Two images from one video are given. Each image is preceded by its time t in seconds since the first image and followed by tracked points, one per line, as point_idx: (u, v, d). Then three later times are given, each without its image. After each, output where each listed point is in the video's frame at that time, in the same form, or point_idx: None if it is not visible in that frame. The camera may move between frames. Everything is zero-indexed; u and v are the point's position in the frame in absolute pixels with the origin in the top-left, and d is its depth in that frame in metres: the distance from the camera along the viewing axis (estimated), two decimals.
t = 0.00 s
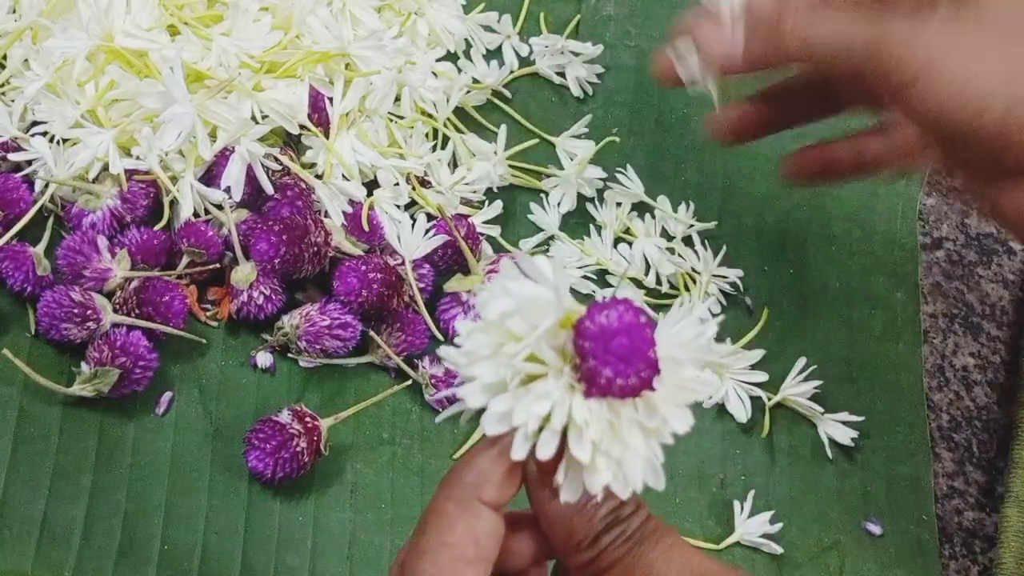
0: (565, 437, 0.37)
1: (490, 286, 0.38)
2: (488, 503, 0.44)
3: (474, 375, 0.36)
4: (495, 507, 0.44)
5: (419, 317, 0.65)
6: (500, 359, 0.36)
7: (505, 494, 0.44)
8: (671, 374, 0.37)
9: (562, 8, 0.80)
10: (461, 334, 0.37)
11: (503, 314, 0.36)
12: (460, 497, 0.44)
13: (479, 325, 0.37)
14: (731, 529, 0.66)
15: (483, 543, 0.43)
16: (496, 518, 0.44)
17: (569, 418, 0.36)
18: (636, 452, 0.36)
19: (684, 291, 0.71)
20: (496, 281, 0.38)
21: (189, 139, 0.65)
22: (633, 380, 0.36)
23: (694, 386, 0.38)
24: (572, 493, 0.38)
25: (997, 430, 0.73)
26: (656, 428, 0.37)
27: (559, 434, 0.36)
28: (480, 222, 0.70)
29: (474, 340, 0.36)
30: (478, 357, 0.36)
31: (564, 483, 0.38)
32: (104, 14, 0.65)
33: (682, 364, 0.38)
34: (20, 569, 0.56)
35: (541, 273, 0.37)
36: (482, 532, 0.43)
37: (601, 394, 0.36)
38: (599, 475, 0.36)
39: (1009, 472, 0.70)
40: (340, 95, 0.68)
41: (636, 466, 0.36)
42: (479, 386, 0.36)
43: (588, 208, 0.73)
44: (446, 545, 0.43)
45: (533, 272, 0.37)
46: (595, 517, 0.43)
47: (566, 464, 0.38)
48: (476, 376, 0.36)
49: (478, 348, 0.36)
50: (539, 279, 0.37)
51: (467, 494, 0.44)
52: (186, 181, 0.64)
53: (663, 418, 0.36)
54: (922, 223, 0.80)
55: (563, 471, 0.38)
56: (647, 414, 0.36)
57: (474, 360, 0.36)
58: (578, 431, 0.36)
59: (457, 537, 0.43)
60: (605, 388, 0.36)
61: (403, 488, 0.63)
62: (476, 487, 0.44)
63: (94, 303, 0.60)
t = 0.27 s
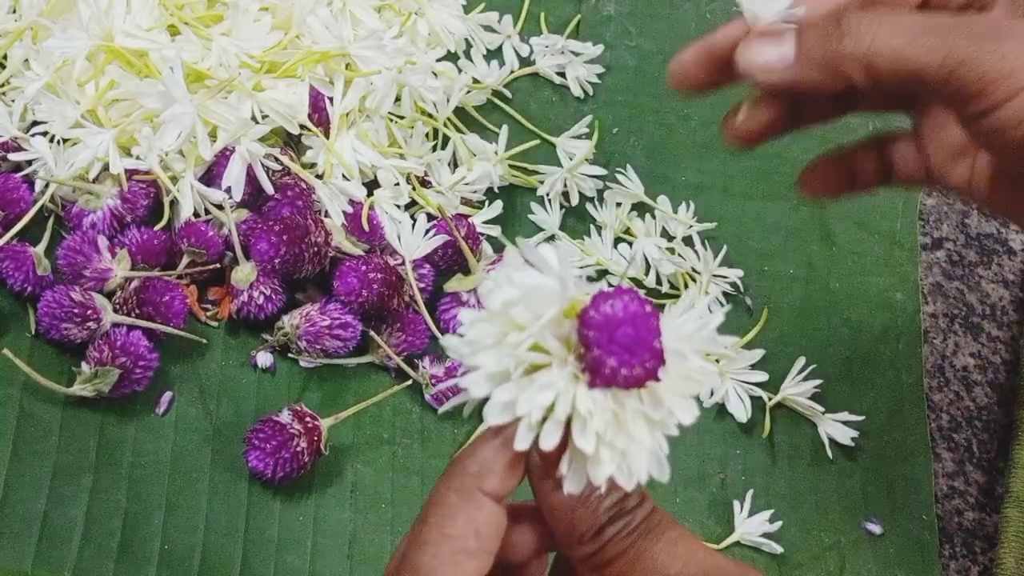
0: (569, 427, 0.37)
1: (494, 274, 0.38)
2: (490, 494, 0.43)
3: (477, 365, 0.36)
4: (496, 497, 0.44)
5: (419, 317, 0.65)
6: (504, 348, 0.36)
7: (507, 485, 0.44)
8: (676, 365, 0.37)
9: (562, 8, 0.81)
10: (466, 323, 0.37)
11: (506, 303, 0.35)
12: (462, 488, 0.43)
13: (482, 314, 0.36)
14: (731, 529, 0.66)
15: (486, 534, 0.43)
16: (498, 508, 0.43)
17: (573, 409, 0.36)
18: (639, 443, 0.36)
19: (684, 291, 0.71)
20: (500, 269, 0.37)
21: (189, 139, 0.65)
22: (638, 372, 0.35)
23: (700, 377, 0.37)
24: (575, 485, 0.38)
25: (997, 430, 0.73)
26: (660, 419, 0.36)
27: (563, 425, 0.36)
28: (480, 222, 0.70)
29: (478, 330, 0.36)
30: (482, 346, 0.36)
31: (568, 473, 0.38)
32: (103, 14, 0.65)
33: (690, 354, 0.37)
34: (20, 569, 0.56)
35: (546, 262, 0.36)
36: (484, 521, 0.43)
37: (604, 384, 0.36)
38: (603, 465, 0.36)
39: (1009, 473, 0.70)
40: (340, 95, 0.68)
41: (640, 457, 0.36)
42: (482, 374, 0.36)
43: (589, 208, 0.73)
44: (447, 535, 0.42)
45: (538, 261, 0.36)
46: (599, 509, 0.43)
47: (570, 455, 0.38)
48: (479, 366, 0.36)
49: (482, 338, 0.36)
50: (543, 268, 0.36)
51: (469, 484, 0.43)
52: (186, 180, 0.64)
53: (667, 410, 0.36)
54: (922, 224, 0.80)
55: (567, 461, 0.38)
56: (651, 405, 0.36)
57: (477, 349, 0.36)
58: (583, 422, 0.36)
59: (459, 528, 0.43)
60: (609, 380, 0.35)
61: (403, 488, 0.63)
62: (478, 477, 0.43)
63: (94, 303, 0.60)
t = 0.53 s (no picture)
0: (578, 428, 0.37)
1: (516, 265, 0.37)
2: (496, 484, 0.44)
3: (492, 355, 0.36)
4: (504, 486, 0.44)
5: (420, 317, 0.65)
6: (520, 341, 0.35)
7: (515, 475, 0.44)
8: (694, 371, 0.37)
9: (562, 9, 0.81)
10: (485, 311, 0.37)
11: (526, 296, 0.35)
12: (469, 476, 0.43)
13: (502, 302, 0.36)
14: (731, 529, 0.66)
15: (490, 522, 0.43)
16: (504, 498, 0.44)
17: (584, 412, 0.35)
18: (649, 449, 0.36)
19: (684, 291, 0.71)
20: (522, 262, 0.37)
21: (189, 139, 0.65)
22: (652, 379, 0.35)
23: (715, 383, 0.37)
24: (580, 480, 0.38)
25: (997, 430, 0.73)
26: (671, 424, 0.36)
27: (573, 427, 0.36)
28: (480, 222, 0.70)
29: (497, 318, 0.36)
30: (499, 337, 0.36)
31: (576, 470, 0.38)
32: (103, 14, 0.65)
33: (708, 361, 0.37)
34: (19, 569, 0.56)
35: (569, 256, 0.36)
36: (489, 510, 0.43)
37: (616, 390, 0.36)
38: (612, 468, 0.36)
39: (1009, 473, 0.70)
40: (340, 95, 0.68)
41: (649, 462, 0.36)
42: (495, 366, 0.36)
43: (589, 208, 0.73)
44: (451, 522, 0.43)
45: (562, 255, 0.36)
46: (605, 504, 0.43)
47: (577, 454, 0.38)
48: (494, 356, 0.36)
49: (499, 327, 0.36)
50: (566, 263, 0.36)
51: (476, 474, 0.43)
52: (186, 181, 0.64)
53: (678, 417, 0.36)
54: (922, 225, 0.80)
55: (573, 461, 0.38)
56: (662, 412, 0.36)
57: (494, 339, 0.36)
58: (593, 425, 0.35)
59: (463, 516, 0.43)
60: (622, 386, 0.35)
61: (403, 488, 0.63)
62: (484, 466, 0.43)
63: (94, 303, 0.60)
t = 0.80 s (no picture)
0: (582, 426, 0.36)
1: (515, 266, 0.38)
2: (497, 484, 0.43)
3: (494, 355, 0.36)
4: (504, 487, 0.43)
5: (419, 317, 0.65)
6: (522, 339, 0.35)
7: (516, 476, 0.44)
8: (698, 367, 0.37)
9: (562, 9, 0.81)
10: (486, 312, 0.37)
11: (526, 294, 0.35)
12: (470, 476, 0.43)
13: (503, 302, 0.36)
14: (731, 529, 0.66)
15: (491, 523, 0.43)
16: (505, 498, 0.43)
17: (588, 409, 0.35)
18: (653, 446, 0.36)
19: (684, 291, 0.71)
20: (521, 262, 0.37)
21: (189, 139, 0.65)
22: (657, 375, 0.35)
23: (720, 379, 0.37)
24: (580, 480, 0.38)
25: (997, 430, 0.73)
26: (676, 421, 0.36)
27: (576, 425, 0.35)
28: (480, 222, 0.70)
29: (498, 319, 0.36)
30: (500, 337, 0.36)
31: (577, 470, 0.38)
32: (103, 14, 0.65)
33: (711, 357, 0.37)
34: (19, 569, 0.56)
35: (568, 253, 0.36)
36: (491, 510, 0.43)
37: (621, 386, 0.35)
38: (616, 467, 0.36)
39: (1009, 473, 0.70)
40: (340, 95, 0.68)
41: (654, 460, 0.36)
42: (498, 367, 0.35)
43: (588, 208, 0.73)
44: (452, 523, 0.43)
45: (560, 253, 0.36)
46: (605, 505, 0.43)
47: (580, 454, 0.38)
48: (497, 356, 0.36)
49: (500, 328, 0.36)
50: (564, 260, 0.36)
51: (477, 474, 0.43)
52: (186, 181, 0.64)
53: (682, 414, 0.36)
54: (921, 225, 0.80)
55: (577, 459, 0.37)
56: (666, 409, 0.36)
57: (495, 340, 0.36)
58: (598, 422, 0.35)
59: (464, 517, 0.43)
60: (626, 382, 0.35)
61: (403, 489, 0.63)
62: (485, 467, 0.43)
63: (94, 303, 0.60)
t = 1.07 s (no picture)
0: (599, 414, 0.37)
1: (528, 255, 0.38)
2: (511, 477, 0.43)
3: (513, 345, 0.36)
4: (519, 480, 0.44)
5: (420, 317, 0.65)
6: (542, 328, 0.35)
7: (531, 469, 0.44)
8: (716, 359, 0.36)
9: (562, 9, 0.81)
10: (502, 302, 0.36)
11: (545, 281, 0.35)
12: (487, 467, 0.43)
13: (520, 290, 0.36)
14: (731, 529, 0.66)
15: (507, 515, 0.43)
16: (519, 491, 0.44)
17: (606, 397, 0.35)
18: (669, 434, 0.36)
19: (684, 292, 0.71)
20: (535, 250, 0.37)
21: (189, 139, 0.65)
22: (676, 365, 0.35)
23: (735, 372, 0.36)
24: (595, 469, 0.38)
25: (997, 430, 0.73)
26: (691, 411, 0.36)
27: (594, 414, 0.36)
28: (480, 222, 0.70)
29: (517, 307, 0.36)
30: (519, 325, 0.36)
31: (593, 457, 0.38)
32: (103, 14, 0.65)
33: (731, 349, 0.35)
34: (19, 569, 0.56)
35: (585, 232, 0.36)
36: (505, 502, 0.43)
37: (639, 375, 0.35)
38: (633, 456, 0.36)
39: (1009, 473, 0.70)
40: (340, 95, 0.68)
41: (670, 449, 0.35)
42: (518, 356, 0.36)
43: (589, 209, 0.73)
44: (468, 515, 0.43)
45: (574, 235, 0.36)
46: (617, 497, 0.43)
47: (596, 442, 0.38)
48: (516, 346, 0.36)
49: (519, 317, 0.36)
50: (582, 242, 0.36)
51: (492, 466, 0.43)
52: (186, 181, 0.64)
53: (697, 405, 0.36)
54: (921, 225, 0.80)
55: (593, 446, 0.38)
56: (681, 398, 0.36)
57: (513, 329, 0.36)
58: (616, 410, 0.35)
59: (482, 509, 0.43)
60: (645, 371, 0.35)
61: (403, 489, 0.63)
62: (499, 460, 0.43)
63: (94, 303, 0.60)
